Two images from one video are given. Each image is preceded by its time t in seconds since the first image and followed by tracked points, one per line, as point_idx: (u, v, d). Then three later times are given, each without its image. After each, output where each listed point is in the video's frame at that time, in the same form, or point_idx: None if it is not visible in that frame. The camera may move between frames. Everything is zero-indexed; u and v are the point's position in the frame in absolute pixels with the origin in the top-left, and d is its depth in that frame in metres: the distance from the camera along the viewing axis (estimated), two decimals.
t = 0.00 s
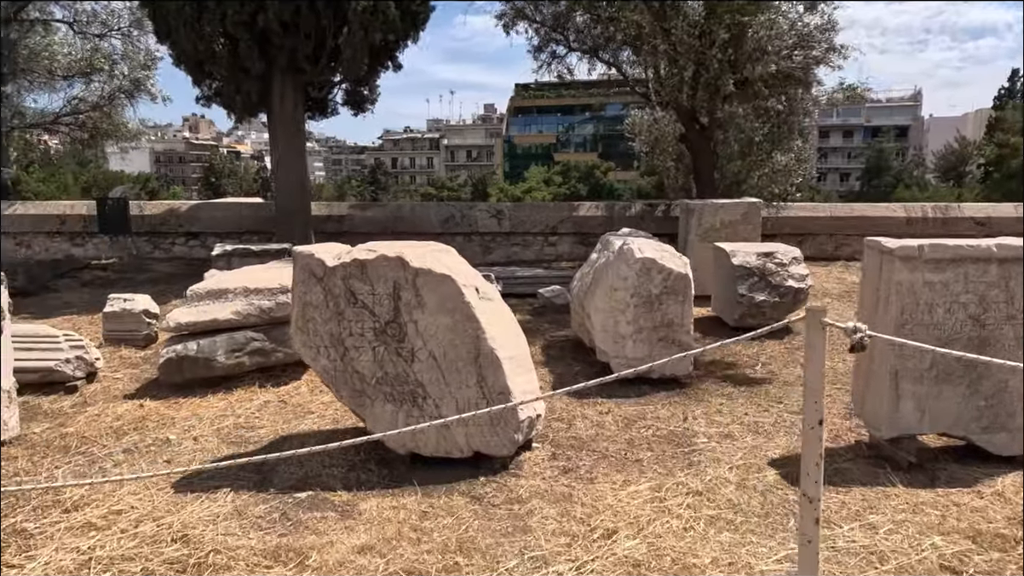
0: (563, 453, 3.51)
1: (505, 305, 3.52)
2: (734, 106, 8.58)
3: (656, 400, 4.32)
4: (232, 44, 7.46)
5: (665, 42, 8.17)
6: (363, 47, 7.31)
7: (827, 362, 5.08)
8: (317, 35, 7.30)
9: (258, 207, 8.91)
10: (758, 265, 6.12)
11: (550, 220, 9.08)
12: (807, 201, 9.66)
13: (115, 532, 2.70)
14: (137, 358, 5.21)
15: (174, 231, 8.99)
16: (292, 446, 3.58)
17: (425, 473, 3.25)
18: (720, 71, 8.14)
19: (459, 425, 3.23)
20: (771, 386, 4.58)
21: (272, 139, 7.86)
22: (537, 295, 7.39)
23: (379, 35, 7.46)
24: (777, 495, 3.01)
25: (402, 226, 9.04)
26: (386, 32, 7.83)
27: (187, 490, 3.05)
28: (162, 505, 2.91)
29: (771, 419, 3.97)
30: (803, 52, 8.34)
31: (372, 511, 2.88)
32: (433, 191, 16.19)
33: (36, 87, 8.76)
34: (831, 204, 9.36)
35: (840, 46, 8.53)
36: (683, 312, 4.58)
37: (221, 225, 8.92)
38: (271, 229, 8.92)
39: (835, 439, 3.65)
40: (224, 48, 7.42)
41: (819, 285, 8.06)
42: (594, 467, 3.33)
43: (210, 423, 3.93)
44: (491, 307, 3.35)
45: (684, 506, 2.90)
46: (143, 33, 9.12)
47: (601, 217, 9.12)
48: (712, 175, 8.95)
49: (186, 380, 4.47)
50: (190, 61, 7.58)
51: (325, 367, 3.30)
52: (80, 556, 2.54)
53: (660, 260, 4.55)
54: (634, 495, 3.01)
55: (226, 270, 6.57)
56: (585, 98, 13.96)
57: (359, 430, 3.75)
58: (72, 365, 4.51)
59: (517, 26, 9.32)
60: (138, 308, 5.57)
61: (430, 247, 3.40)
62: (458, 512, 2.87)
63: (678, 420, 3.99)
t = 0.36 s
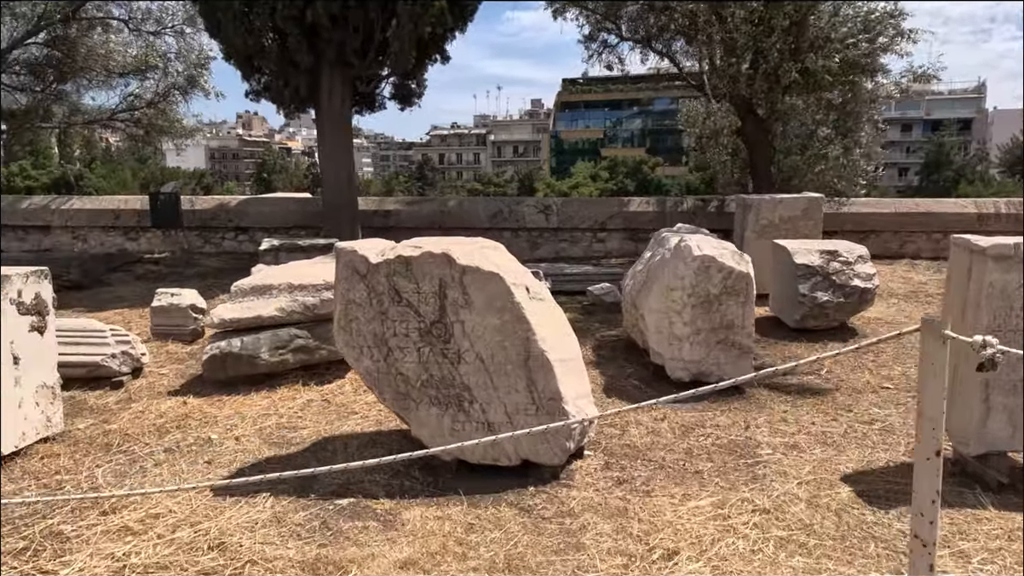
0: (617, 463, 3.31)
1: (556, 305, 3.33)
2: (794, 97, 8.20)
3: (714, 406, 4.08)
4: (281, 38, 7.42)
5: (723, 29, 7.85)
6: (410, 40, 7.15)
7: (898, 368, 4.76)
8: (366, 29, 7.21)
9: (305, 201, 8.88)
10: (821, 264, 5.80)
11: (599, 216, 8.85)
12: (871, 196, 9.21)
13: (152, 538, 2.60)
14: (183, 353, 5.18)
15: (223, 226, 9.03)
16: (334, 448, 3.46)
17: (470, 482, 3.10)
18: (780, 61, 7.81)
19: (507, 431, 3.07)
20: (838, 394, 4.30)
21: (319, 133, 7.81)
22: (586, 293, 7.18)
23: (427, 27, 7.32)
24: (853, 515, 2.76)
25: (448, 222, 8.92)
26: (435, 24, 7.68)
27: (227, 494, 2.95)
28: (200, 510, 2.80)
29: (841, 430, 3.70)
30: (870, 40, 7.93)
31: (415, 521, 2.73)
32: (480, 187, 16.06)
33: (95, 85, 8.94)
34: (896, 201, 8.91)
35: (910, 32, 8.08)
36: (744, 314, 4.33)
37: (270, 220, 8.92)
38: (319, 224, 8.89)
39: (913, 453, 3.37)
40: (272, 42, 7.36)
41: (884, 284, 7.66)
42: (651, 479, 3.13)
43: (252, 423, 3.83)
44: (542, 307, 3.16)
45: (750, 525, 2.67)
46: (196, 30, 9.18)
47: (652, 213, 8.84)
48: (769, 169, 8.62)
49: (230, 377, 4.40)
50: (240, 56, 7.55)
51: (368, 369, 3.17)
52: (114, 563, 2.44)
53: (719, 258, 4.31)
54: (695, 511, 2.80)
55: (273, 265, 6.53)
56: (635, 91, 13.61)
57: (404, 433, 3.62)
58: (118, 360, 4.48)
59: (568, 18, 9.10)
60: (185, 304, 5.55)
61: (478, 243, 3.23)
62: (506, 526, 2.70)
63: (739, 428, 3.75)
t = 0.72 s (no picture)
0: (689, 472, 3.13)
1: (625, 304, 3.16)
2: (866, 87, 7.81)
3: (788, 412, 3.86)
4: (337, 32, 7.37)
5: (791, 16, 7.51)
6: (466, 32, 7.06)
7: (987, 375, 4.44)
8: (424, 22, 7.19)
9: (360, 196, 8.87)
10: (899, 262, 5.48)
11: (656, 212, 8.61)
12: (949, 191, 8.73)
13: (211, 540, 2.54)
14: (241, 347, 5.17)
15: (280, 221, 9.09)
16: (392, 448, 3.36)
17: (534, 489, 2.96)
18: (851, 50, 7.47)
19: (574, 437, 2.92)
20: (922, 402, 4.02)
21: (375, 127, 7.77)
22: (645, 291, 6.97)
23: (483, 18, 7.18)
24: (953, 538, 2.54)
25: (502, 217, 8.80)
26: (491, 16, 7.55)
27: (286, 494, 2.88)
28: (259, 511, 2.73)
29: (930, 441, 3.45)
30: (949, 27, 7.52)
31: (479, 530, 2.60)
32: (531, 182, 15.90)
33: (156, 81, 9.09)
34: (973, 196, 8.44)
35: (993, 17, 7.65)
36: (820, 315, 4.09)
37: (325, 215, 8.93)
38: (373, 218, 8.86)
39: (1014, 469, 3.11)
40: (329, 36, 7.31)
41: (961, 285, 7.25)
42: (726, 490, 2.95)
43: (310, 420, 3.77)
44: (611, 306, 3.00)
45: (840, 546, 2.47)
46: (255, 26, 9.30)
47: (712, 209, 8.56)
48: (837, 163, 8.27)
49: (287, 373, 4.36)
50: (297, 50, 7.55)
51: (429, 368, 3.06)
52: (173, 566, 2.38)
53: (794, 255, 4.08)
54: (778, 528, 2.61)
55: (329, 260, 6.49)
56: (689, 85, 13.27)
57: (463, 434, 3.50)
58: (178, 353, 4.48)
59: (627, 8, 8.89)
60: (243, 298, 5.55)
61: (544, 238, 3.09)
62: (574, 538, 2.56)
63: (818, 437, 3.53)
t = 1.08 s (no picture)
0: (784, 495, 2.90)
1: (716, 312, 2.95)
2: (964, 78, 7.29)
3: (889, 430, 3.57)
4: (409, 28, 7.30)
5: (882, 2, 7.07)
6: (538, 25, 6.89)
7: None
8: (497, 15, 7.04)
9: (428, 192, 8.81)
10: (1006, 267, 5.06)
11: (732, 209, 8.26)
12: None
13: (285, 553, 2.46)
14: (313, 345, 5.14)
15: (349, 217, 9.12)
16: (467, 458, 3.24)
17: (618, 509, 2.79)
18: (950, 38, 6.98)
19: (661, 454, 2.74)
20: None
21: (445, 123, 7.69)
22: (722, 292, 6.67)
23: (556, 12, 7.01)
24: None
25: (571, 214, 8.60)
26: (564, 9, 7.37)
27: (359, 505, 2.79)
28: (332, 523, 2.64)
29: None
30: None
31: (562, 553, 2.45)
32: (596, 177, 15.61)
33: (231, 79, 9.22)
34: None
35: None
36: (925, 325, 3.78)
37: (394, 211, 8.91)
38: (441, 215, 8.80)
39: None
40: (402, 32, 7.25)
41: None
42: (828, 518, 2.71)
43: (382, 424, 3.68)
44: (703, 315, 2.79)
45: None
46: (327, 23, 9.28)
47: (792, 206, 8.16)
48: (931, 159, 7.76)
49: (358, 374, 4.28)
50: (369, 47, 7.52)
51: (508, 378, 2.91)
52: None
53: (897, 260, 3.79)
54: (891, 565, 2.37)
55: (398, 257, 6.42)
56: (763, 76, 12.73)
57: (539, 445, 3.35)
58: (251, 352, 4.47)
59: None
60: (315, 295, 5.53)
61: (631, 242, 2.90)
62: (665, 567, 2.38)
63: (925, 459, 3.24)
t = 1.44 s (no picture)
0: (885, 521, 2.65)
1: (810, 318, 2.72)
2: None
3: (1002, 451, 3.25)
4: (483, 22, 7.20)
5: None
6: (615, 17, 6.68)
7: None
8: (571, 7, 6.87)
9: (500, 188, 8.71)
10: None
11: (818, 207, 7.85)
12: None
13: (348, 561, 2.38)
14: (382, 342, 5.10)
15: (421, 212, 9.11)
16: (538, 465, 3.10)
17: (699, 528, 2.60)
18: None
19: (748, 472, 2.53)
20: None
21: (518, 117, 7.57)
22: (806, 294, 6.32)
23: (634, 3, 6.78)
24: None
25: (646, 211, 8.34)
26: None
27: (426, 512, 2.69)
28: (398, 531, 2.55)
29: None
30: None
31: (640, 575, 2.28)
32: (670, 174, 15.22)
33: (310, 76, 9.34)
34: None
35: None
36: None
37: (465, 207, 8.85)
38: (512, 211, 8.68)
39: None
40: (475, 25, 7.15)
41: None
42: (938, 550, 2.45)
43: (450, 426, 3.58)
44: (797, 323, 2.57)
45: None
46: (403, 18, 9.33)
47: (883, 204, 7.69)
48: None
49: (427, 373, 4.20)
50: (442, 41, 7.45)
51: (584, 384, 2.76)
52: None
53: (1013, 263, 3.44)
54: None
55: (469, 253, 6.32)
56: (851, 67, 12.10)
57: (614, 455, 3.18)
58: (322, 347, 4.45)
59: None
60: (385, 291, 5.49)
61: (718, 241, 2.70)
62: None
63: None
